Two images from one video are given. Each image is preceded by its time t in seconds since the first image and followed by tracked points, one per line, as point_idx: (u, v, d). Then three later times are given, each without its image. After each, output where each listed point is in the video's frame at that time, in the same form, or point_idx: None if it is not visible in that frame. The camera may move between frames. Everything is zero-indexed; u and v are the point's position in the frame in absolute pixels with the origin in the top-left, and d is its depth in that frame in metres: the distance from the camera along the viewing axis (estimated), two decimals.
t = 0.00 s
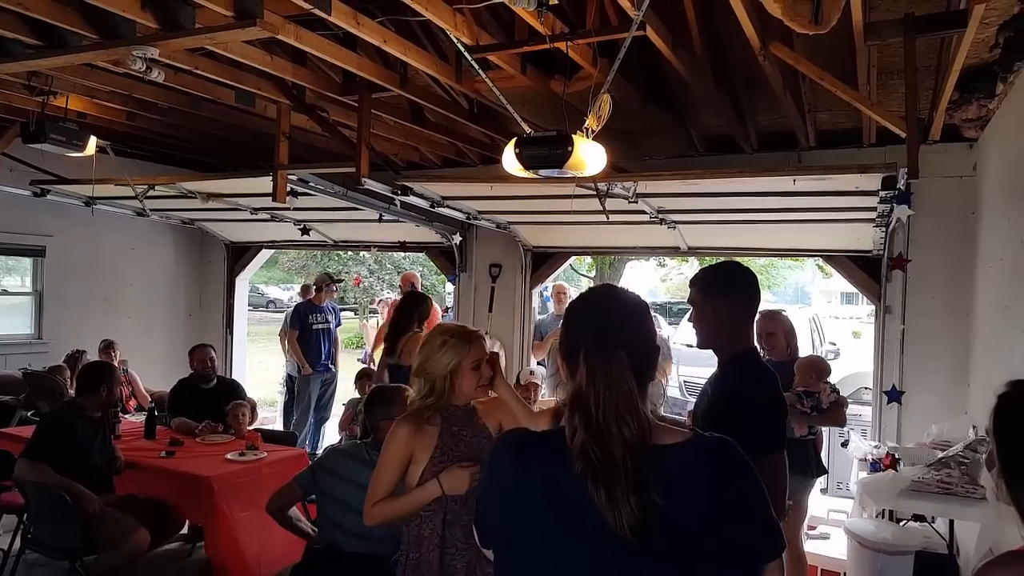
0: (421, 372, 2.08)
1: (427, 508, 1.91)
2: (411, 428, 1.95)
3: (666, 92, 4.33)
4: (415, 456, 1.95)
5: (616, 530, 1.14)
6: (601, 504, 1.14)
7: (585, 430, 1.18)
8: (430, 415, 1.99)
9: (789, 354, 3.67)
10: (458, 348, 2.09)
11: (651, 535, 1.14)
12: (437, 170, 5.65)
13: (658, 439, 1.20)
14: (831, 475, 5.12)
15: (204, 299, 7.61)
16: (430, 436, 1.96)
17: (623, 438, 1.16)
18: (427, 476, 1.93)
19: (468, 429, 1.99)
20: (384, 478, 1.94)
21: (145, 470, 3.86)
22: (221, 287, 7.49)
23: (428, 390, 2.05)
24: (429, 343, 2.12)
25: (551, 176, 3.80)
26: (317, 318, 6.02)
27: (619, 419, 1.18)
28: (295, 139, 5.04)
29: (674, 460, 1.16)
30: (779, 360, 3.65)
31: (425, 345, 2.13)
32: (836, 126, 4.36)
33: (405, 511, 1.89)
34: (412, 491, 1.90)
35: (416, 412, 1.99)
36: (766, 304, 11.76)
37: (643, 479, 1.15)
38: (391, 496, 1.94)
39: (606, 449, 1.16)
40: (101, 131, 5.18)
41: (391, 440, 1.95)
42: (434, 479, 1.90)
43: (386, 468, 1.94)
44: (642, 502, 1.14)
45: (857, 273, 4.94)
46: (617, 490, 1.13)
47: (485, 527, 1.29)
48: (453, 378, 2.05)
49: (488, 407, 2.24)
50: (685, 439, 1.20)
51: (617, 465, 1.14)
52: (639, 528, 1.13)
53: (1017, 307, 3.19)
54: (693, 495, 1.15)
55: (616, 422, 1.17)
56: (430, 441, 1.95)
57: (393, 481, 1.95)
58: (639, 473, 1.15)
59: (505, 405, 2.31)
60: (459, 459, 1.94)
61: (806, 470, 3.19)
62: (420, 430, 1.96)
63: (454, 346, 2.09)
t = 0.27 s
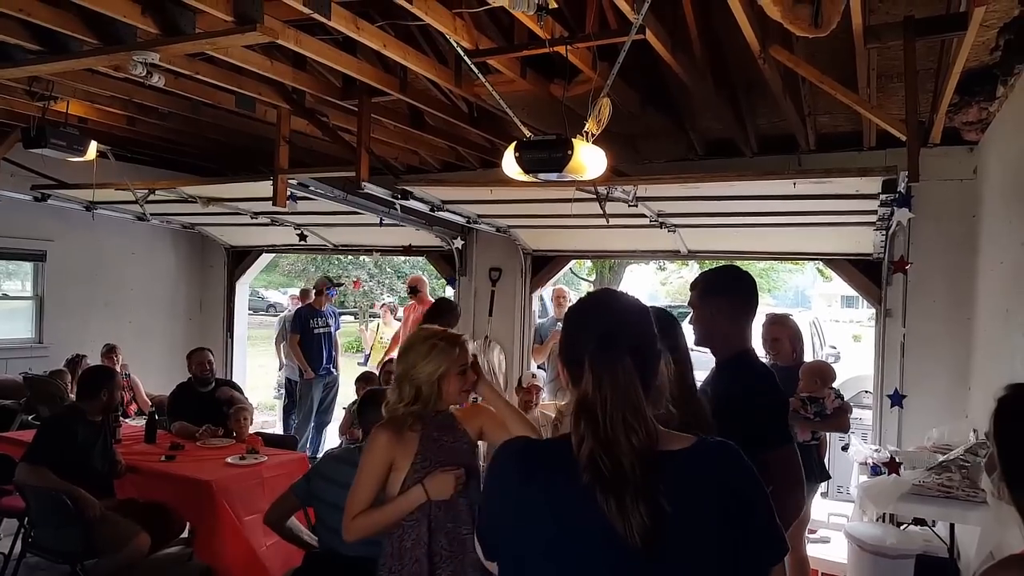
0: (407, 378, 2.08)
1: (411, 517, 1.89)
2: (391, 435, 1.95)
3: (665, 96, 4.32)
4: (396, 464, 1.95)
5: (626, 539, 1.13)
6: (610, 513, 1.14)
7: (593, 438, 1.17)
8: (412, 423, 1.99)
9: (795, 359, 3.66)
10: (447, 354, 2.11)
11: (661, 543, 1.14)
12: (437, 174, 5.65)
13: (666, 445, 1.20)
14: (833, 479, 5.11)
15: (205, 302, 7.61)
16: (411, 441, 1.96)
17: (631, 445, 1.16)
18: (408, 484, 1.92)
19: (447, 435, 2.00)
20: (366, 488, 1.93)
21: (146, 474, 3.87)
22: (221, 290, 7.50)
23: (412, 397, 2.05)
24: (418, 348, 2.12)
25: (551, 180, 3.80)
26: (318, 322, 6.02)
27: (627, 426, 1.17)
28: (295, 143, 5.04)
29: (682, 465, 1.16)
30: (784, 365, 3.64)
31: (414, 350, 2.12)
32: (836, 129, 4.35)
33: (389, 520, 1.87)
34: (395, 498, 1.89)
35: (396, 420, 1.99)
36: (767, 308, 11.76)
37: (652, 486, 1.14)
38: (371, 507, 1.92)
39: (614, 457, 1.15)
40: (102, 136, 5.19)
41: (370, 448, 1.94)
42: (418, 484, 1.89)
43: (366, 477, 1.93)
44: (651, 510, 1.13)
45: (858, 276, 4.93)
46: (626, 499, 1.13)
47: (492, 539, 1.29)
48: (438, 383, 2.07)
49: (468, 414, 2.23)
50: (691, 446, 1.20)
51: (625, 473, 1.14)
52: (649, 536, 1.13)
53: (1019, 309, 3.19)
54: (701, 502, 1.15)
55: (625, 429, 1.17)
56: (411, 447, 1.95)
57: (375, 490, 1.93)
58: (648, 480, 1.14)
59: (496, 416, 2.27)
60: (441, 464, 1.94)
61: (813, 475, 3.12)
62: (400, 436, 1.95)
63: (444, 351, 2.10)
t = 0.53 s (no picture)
0: (382, 377, 2.01)
1: (389, 523, 1.87)
2: (363, 439, 1.92)
3: (664, 98, 4.34)
4: (369, 469, 1.91)
5: (630, 546, 1.15)
6: (616, 521, 1.15)
7: (597, 445, 1.18)
8: (382, 426, 1.96)
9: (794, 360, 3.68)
10: (425, 354, 2.05)
11: (664, 549, 1.16)
12: (434, 174, 5.65)
13: (667, 450, 1.22)
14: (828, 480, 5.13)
15: (200, 301, 7.59)
16: (384, 447, 1.94)
17: (634, 452, 1.18)
18: (381, 491, 1.90)
19: (415, 436, 2.00)
20: (339, 497, 1.90)
21: (141, 474, 3.85)
22: (216, 289, 7.48)
23: (386, 397, 2.00)
24: (394, 346, 2.04)
25: (549, 181, 3.80)
26: (316, 323, 5.99)
27: (632, 432, 1.19)
28: (292, 143, 5.02)
29: (685, 471, 1.19)
30: (782, 367, 3.68)
31: (390, 348, 2.04)
32: (833, 132, 4.37)
33: (365, 528, 1.85)
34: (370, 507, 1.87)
35: (368, 423, 1.96)
36: (763, 309, 11.81)
37: (655, 493, 1.16)
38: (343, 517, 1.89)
39: (620, 464, 1.17)
40: (97, 134, 5.17)
41: (342, 456, 1.90)
42: (395, 489, 1.87)
43: (340, 486, 1.90)
44: (655, 516, 1.16)
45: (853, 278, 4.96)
46: (631, 506, 1.15)
47: (487, 550, 1.26)
48: (412, 383, 2.02)
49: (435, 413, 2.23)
50: (691, 450, 1.22)
51: (630, 480, 1.16)
52: (652, 542, 1.15)
53: (1011, 310, 3.22)
54: (703, 506, 1.17)
55: (629, 435, 1.18)
56: (383, 452, 1.93)
57: (348, 499, 1.90)
58: (651, 487, 1.17)
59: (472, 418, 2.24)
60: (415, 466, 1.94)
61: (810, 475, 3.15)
62: (371, 443, 1.92)
63: (421, 350, 2.05)
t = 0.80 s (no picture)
0: (369, 376, 1.99)
1: (376, 529, 1.91)
2: (348, 444, 1.92)
3: (663, 97, 4.34)
4: (355, 474, 1.93)
5: (626, 550, 1.16)
6: (612, 525, 1.16)
7: (594, 447, 1.20)
8: (368, 429, 1.98)
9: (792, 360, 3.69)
10: (415, 355, 2.08)
11: (660, 553, 1.17)
12: (434, 174, 5.66)
13: (665, 454, 1.24)
14: (828, 480, 5.12)
15: (200, 302, 7.60)
16: (369, 451, 1.96)
17: (631, 455, 1.19)
18: (366, 499, 1.92)
19: (396, 437, 2.04)
20: (322, 506, 1.89)
21: (141, 474, 3.86)
22: (216, 290, 7.49)
23: (374, 398, 1.99)
24: (384, 345, 2.04)
25: (548, 180, 3.81)
26: (316, 323, 6.00)
27: (629, 434, 1.21)
28: (292, 143, 5.03)
29: (681, 474, 1.20)
30: (780, 367, 3.68)
31: (378, 347, 2.04)
32: (832, 131, 4.37)
33: (352, 536, 1.87)
34: (357, 515, 1.88)
35: (352, 427, 1.96)
36: (763, 309, 11.82)
37: (651, 497, 1.18)
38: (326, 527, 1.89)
39: (616, 467, 1.18)
40: (98, 134, 5.17)
41: (326, 462, 1.90)
42: (385, 493, 1.92)
43: (326, 493, 1.90)
44: (651, 521, 1.17)
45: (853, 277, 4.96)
46: (627, 510, 1.16)
47: (483, 554, 1.28)
48: (398, 385, 2.04)
49: (410, 413, 2.26)
50: (688, 453, 1.24)
51: (626, 484, 1.17)
52: (648, 546, 1.17)
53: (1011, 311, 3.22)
54: (700, 510, 1.19)
55: (625, 436, 1.20)
56: (369, 457, 1.95)
57: (331, 508, 1.90)
58: (647, 490, 1.18)
59: (448, 417, 2.33)
60: (403, 468, 1.99)
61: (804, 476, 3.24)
62: (357, 448, 1.93)
63: (411, 351, 2.07)
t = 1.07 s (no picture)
0: (345, 385, 2.01)
1: (352, 542, 1.97)
2: (326, 459, 1.92)
3: (653, 105, 4.38)
4: (331, 489, 1.94)
5: (608, 557, 1.17)
6: (596, 531, 1.18)
7: (577, 454, 1.21)
8: (345, 439, 1.99)
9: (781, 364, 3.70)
10: (392, 362, 2.11)
11: (644, 559, 1.18)
12: (424, 181, 5.65)
13: (649, 459, 1.25)
14: (818, 484, 5.15)
15: (187, 311, 7.53)
16: (345, 465, 1.97)
17: (614, 461, 1.21)
18: (342, 514, 1.96)
19: (369, 447, 2.06)
20: (297, 521, 1.88)
21: (129, 486, 3.80)
22: (204, 299, 7.42)
23: (350, 408, 2.01)
24: (360, 354, 2.07)
25: (539, 187, 3.82)
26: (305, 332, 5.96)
27: (611, 441, 1.23)
28: (281, 150, 5.02)
29: (664, 480, 1.22)
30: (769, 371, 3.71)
31: (353, 356, 2.06)
32: (820, 138, 4.43)
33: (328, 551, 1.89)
34: (334, 530, 1.92)
35: (328, 440, 1.96)
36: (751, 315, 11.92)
37: (635, 502, 1.19)
38: (300, 544, 1.89)
39: (598, 474, 1.20)
40: (84, 142, 5.12)
41: (303, 476, 1.89)
42: (362, 506, 1.98)
43: (301, 509, 1.89)
44: (634, 527, 1.18)
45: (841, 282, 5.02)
46: (611, 516, 1.17)
47: (469, 561, 1.29)
48: (373, 395, 2.06)
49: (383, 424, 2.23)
50: (672, 459, 1.25)
51: (609, 491, 1.19)
52: (632, 552, 1.18)
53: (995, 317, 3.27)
54: (682, 514, 1.20)
55: (608, 442, 1.22)
56: (346, 472, 1.97)
57: (305, 523, 1.89)
58: (630, 498, 1.19)
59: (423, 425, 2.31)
60: (378, 480, 2.05)
61: (793, 479, 3.18)
62: (333, 461, 1.93)
63: (387, 358, 2.10)
